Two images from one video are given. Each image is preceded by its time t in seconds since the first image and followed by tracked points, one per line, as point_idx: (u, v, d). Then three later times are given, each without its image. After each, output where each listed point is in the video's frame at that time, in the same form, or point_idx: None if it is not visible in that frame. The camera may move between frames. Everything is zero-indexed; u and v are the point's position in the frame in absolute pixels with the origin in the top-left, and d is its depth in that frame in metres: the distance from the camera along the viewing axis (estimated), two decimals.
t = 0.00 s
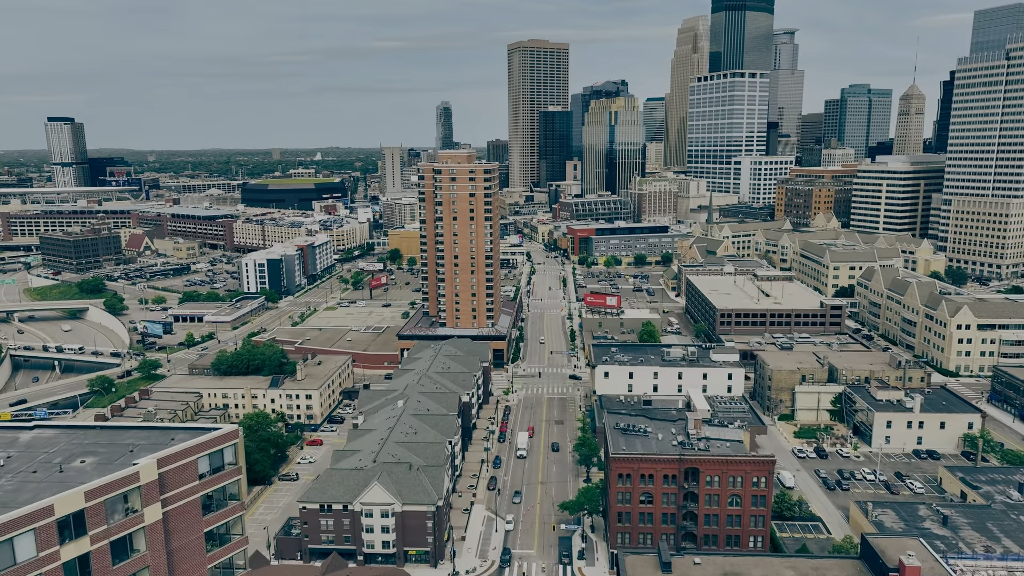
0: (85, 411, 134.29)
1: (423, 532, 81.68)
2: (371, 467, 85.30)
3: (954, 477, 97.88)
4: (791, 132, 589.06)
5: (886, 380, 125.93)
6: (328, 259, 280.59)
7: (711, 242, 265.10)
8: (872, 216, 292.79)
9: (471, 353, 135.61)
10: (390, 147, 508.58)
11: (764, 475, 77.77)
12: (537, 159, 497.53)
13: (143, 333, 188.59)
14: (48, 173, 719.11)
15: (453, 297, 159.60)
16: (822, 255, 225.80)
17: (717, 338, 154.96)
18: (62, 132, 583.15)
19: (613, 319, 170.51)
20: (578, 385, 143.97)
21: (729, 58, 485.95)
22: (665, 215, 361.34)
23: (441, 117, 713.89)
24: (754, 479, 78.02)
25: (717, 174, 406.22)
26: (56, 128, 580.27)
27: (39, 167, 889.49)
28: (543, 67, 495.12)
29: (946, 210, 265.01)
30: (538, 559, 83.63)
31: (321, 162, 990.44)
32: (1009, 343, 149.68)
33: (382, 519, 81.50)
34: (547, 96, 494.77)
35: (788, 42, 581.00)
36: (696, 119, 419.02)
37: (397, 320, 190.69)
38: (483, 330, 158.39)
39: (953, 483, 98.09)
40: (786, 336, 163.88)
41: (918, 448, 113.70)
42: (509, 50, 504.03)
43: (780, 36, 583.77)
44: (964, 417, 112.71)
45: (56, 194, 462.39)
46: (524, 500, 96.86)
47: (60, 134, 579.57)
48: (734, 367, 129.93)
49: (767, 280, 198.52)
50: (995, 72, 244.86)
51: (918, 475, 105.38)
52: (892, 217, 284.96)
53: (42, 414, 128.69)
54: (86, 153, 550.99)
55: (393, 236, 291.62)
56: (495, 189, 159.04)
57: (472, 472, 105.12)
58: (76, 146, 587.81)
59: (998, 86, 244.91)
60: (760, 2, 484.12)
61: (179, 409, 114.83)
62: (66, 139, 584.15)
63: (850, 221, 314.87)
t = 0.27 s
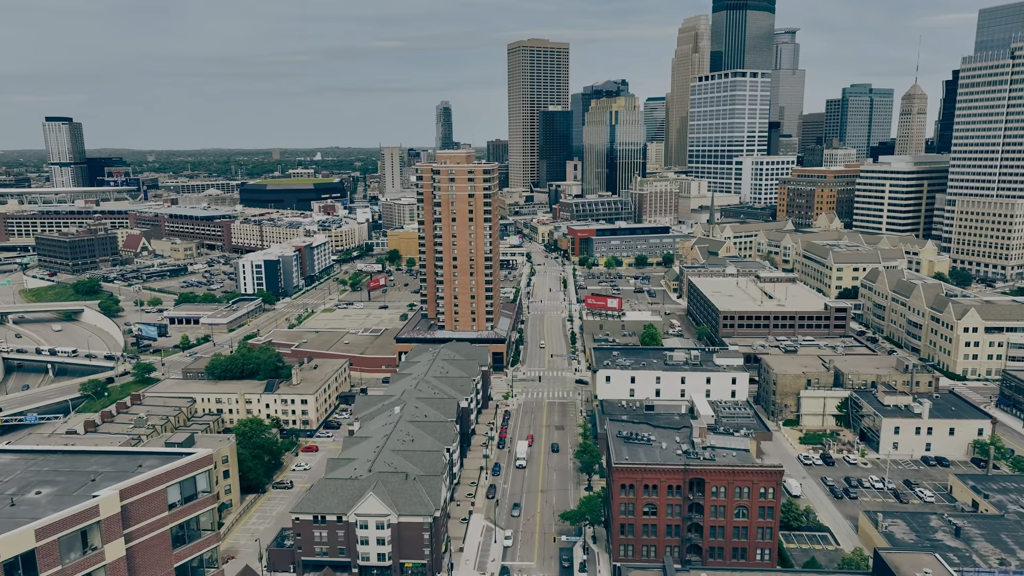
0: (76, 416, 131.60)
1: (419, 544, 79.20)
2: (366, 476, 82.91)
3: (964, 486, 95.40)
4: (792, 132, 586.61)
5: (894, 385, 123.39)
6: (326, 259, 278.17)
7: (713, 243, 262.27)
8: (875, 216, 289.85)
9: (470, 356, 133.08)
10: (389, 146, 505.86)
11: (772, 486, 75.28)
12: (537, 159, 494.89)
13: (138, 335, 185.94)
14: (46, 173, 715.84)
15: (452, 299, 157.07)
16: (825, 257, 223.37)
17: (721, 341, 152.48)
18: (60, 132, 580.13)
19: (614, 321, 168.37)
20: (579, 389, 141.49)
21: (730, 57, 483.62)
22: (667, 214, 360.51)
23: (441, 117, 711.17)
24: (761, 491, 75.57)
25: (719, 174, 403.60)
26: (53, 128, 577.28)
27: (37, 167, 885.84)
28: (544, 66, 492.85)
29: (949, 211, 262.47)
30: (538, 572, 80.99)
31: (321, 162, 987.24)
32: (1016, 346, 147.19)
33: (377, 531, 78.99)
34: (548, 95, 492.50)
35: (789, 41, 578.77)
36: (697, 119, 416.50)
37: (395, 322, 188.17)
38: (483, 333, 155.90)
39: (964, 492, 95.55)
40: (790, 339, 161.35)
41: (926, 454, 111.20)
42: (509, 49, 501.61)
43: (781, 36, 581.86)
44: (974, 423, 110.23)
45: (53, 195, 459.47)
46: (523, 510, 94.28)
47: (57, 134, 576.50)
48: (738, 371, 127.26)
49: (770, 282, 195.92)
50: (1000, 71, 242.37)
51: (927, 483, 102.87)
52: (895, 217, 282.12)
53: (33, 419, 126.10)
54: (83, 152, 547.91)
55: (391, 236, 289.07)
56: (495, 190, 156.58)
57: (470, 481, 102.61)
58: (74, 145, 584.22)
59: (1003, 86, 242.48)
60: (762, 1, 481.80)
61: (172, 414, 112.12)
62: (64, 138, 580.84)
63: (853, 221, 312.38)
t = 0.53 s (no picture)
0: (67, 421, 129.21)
1: (416, 558, 76.72)
2: (361, 486, 80.44)
3: (976, 495, 92.96)
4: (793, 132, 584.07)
5: (902, 390, 120.85)
6: (325, 260, 275.78)
7: (715, 244, 259.94)
8: (878, 217, 287.70)
9: (469, 360, 130.55)
10: (388, 146, 503.35)
11: (780, 498, 72.84)
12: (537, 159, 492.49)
13: (133, 337, 183.40)
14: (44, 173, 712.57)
15: (450, 302, 154.46)
16: (829, 258, 220.89)
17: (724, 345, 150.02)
18: (58, 131, 577.12)
19: (615, 324, 166.02)
20: (580, 393, 138.93)
21: (732, 57, 481.22)
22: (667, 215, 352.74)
23: (441, 117, 708.41)
24: (768, 502, 73.11)
25: (720, 175, 400.93)
26: (52, 127, 574.51)
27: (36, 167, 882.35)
28: (544, 66, 490.46)
29: (953, 212, 259.91)
30: None
31: (320, 162, 984.02)
32: None
33: (372, 544, 76.55)
34: (548, 95, 490.06)
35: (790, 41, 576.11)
36: (698, 119, 413.99)
37: (393, 324, 185.76)
38: (482, 336, 153.40)
39: (975, 501, 93.02)
40: (794, 342, 158.85)
41: (935, 462, 108.66)
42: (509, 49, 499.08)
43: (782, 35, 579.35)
44: (984, 430, 107.78)
45: (51, 195, 456.69)
46: (524, 519, 91.78)
47: (55, 133, 573.60)
48: (743, 376, 124.77)
49: (773, 284, 193.47)
50: (1005, 71, 239.73)
51: (937, 491, 100.36)
52: (898, 218, 279.95)
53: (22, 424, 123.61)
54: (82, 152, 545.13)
55: (390, 237, 286.72)
56: (494, 191, 154.10)
57: (469, 489, 100.12)
58: (72, 145, 581.01)
59: (1009, 85, 239.87)
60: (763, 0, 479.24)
61: (164, 420, 109.65)
62: (62, 137, 577.64)
63: (856, 222, 309.96)
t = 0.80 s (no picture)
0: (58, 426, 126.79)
1: (412, 571, 74.29)
2: (356, 497, 77.97)
3: (987, 505, 90.58)
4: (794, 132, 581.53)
5: (909, 395, 118.30)
6: (323, 261, 273.32)
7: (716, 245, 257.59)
8: (881, 218, 285.31)
9: (467, 365, 128.03)
10: (388, 146, 500.93)
11: (788, 511, 70.39)
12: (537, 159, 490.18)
13: (127, 340, 180.80)
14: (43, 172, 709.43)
15: (449, 304, 151.89)
16: (832, 259, 218.38)
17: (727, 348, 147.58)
18: (56, 131, 574.33)
19: (616, 326, 163.57)
20: (580, 398, 136.35)
21: (733, 56, 478.67)
22: (668, 215, 351.75)
23: (441, 117, 705.71)
24: (776, 515, 70.65)
25: (721, 175, 398.33)
26: (50, 127, 571.92)
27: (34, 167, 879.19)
28: (544, 65, 488.25)
29: (957, 213, 257.39)
30: None
31: (319, 162, 980.90)
32: None
33: (366, 557, 74.05)
34: (548, 95, 487.66)
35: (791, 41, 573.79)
36: (699, 119, 411.56)
37: (391, 327, 183.28)
38: (481, 339, 150.85)
39: (987, 511, 90.57)
40: (798, 345, 156.34)
41: (944, 469, 106.18)
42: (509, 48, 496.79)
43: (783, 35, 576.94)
44: (994, 437, 105.35)
45: (48, 195, 453.95)
46: (523, 530, 89.31)
47: (54, 133, 570.86)
48: (747, 381, 122.22)
49: (776, 285, 191.02)
50: (1010, 70, 237.30)
51: (947, 500, 97.89)
52: (901, 219, 277.53)
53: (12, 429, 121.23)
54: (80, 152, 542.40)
55: (389, 238, 284.53)
56: (494, 192, 151.68)
57: (467, 498, 97.55)
58: (70, 145, 578.08)
59: (1014, 85, 237.32)
60: None
61: (155, 426, 107.14)
62: (60, 137, 574.81)
63: (858, 223, 307.53)
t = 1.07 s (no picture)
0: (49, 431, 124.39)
1: None
2: (350, 508, 75.55)
3: (998, 514, 88.23)
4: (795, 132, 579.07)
5: (918, 400, 115.81)
6: (321, 262, 270.85)
7: (718, 246, 255.20)
8: (884, 219, 282.98)
9: (466, 369, 125.49)
10: (387, 146, 498.21)
11: (797, 524, 67.94)
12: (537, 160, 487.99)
13: (121, 343, 178.09)
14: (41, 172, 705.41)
15: (447, 307, 149.35)
16: (835, 261, 215.84)
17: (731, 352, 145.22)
18: (53, 130, 570.84)
19: (618, 329, 161.10)
20: (581, 403, 133.84)
21: (734, 56, 476.15)
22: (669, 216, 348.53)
23: (441, 117, 702.96)
24: (786, 528, 68.19)
25: (722, 175, 395.68)
26: (48, 126, 568.45)
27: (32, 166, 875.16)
28: (545, 65, 485.94)
29: (961, 213, 254.80)
30: None
31: (318, 162, 977.98)
32: None
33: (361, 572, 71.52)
34: (548, 94, 485.16)
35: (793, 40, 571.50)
36: (700, 119, 408.98)
37: (390, 329, 180.88)
38: (480, 343, 148.36)
39: (1000, 521, 88.07)
40: (803, 348, 153.85)
41: (955, 476, 103.65)
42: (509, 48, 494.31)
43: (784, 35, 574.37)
44: (1006, 444, 102.84)
45: (45, 195, 450.82)
46: (523, 541, 86.78)
47: (52, 132, 567.50)
48: (751, 386, 119.64)
49: (779, 287, 188.55)
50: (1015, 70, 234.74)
51: (956, 509, 95.47)
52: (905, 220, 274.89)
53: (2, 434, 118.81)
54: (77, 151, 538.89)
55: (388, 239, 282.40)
56: (493, 193, 149.17)
57: (466, 507, 95.03)
58: (68, 144, 574.63)
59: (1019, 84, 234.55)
60: None
61: (147, 433, 104.71)
62: (58, 136, 571.30)
63: (861, 223, 305.08)
